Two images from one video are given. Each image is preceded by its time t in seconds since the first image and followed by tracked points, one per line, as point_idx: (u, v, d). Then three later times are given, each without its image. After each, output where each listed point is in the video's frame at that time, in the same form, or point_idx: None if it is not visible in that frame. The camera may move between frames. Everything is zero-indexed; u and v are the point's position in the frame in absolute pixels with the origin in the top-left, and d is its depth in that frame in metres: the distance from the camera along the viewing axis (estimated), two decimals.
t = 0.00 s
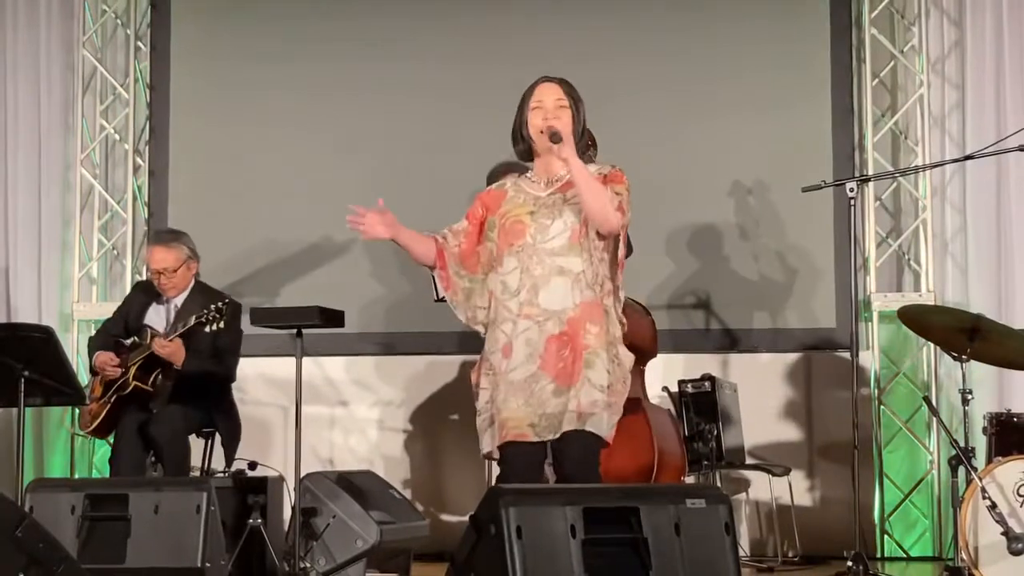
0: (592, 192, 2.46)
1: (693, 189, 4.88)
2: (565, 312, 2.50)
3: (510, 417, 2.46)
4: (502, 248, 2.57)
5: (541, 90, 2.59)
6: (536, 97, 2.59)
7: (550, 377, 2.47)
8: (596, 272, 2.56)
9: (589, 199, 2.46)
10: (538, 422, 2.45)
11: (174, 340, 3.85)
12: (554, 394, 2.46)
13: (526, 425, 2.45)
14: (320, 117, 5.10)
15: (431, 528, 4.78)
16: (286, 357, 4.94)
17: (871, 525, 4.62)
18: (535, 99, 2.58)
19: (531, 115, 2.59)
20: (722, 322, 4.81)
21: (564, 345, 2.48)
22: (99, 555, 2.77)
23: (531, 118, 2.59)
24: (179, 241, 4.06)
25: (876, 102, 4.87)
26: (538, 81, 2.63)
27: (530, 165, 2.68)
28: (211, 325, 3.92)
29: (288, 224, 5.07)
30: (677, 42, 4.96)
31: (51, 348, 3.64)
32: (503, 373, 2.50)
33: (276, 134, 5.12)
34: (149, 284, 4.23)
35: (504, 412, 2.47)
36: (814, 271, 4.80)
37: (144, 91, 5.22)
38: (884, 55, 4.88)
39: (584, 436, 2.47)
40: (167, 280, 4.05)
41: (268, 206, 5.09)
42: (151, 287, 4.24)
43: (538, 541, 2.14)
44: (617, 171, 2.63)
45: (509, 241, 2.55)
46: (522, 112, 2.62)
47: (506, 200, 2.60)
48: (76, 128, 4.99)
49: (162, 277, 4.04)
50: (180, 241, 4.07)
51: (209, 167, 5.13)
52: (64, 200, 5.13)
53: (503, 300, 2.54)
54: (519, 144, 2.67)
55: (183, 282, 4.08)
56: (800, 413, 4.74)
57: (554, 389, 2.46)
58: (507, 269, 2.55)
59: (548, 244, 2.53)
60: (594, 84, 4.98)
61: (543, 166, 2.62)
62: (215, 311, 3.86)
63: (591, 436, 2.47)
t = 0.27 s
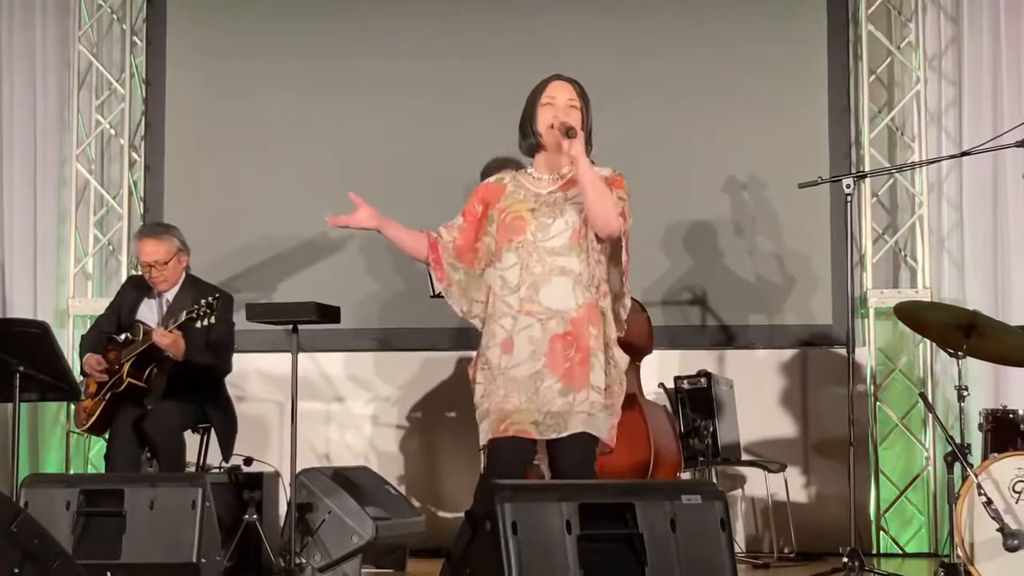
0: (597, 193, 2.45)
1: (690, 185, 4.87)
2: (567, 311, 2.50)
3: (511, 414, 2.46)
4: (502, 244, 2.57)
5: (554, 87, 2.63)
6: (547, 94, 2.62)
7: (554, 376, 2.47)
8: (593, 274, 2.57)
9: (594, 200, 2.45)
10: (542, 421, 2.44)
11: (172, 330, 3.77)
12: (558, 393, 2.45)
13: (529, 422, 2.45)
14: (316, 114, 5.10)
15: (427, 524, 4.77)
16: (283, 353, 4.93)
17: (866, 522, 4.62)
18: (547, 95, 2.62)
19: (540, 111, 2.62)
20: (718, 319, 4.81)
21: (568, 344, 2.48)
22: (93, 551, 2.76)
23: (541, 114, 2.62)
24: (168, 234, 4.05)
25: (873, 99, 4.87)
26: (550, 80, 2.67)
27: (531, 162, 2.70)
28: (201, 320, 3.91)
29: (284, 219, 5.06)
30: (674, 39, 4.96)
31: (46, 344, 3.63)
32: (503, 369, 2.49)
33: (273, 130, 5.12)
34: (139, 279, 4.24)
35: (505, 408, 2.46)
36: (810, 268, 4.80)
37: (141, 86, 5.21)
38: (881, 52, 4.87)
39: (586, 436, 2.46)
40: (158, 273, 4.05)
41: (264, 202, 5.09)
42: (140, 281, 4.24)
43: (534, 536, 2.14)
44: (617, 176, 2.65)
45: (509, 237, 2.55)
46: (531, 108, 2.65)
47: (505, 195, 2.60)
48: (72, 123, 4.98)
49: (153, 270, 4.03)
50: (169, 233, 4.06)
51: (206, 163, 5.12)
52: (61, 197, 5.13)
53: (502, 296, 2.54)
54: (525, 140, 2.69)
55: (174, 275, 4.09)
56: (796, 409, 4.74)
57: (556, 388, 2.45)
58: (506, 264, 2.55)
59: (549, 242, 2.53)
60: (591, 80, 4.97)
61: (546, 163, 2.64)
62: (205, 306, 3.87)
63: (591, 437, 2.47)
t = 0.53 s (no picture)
0: (580, 191, 2.46)
1: (689, 183, 4.87)
2: (544, 307, 2.50)
3: (488, 408, 2.48)
4: (480, 237, 2.58)
5: (539, 81, 2.64)
6: (532, 87, 2.64)
7: (531, 371, 2.48)
8: (574, 270, 2.57)
9: (577, 198, 2.46)
10: (521, 415, 2.47)
11: (173, 328, 3.79)
12: (532, 388, 2.47)
13: (508, 417, 2.48)
14: (315, 112, 5.10)
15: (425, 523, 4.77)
16: (281, 352, 4.93)
17: (865, 520, 4.63)
18: (532, 88, 2.64)
19: (525, 104, 2.63)
20: (717, 317, 4.81)
21: (544, 340, 2.49)
22: (92, 549, 2.77)
23: (525, 107, 2.63)
24: (168, 232, 4.06)
25: (871, 98, 4.87)
26: (533, 73, 2.68)
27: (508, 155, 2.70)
28: (201, 317, 3.90)
29: (282, 218, 5.06)
30: (673, 37, 4.96)
31: (45, 343, 3.63)
32: (480, 363, 2.51)
33: (271, 128, 5.12)
34: (139, 278, 4.24)
35: (483, 402, 2.49)
36: (808, 267, 4.80)
37: (139, 85, 5.20)
38: (879, 51, 4.87)
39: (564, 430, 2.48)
40: (158, 271, 4.04)
41: (262, 201, 5.08)
42: (139, 280, 4.24)
43: (532, 535, 2.14)
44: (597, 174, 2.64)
45: (487, 231, 2.57)
46: (514, 101, 2.66)
47: (483, 188, 2.62)
48: (70, 122, 4.98)
49: (153, 268, 4.03)
50: (169, 232, 4.07)
51: (204, 161, 5.12)
52: (59, 194, 5.12)
53: (480, 290, 2.55)
54: (504, 132, 2.68)
55: (174, 274, 4.09)
56: (795, 408, 4.74)
57: (533, 383, 2.47)
58: (484, 258, 2.56)
59: (527, 237, 2.54)
60: (589, 78, 4.97)
61: (524, 157, 2.64)
62: (203, 301, 3.86)
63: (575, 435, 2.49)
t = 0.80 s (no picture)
0: (560, 205, 2.50)
1: (690, 183, 4.87)
2: (521, 323, 2.51)
3: (466, 428, 2.49)
4: (458, 256, 2.58)
5: (510, 93, 2.65)
6: (504, 100, 2.64)
7: (503, 389, 2.48)
8: (553, 283, 2.57)
9: (558, 213, 2.50)
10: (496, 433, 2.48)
11: (182, 322, 3.80)
12: (509, 405, 2.47)
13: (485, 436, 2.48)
14: (316, 113, 5.10)
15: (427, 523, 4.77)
16: (282, 352, 4.94)
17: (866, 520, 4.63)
18: (504, 101, 2.64)
19: (497, 117, 2.64)
20: (718, 317, 4.81)
21: (521, 356, 2.49)
22: (95, 549, 2.78)
23: (498, 119, 2.64)
24: (177, 233, 4.07)
25: (872, 99, 4.87)
26: (501, 82, 2.68)
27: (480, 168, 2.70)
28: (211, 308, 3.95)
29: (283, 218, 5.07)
30: (673, 37, 4.96)
31: (47, 343, 3.63)
32: (458, 383, 2.52)
33: (272, 129, 5.12)
34: (148, 282, 4.24)
35: (461, 422, 2.49)
36: (809, 267, 4.80)
37: (140, 86, 5.20)
38: (880, 52, 4.88)
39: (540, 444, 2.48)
40: (166, 271, 4.04)
41: (263, 201, 5.09)
42: (148, 284, 4.24)
43: (534, 536, 2.14)
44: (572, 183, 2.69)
45: (466, 249, 2.57)
46: (482, 111, 2.65)
47: (459, 205, 2.62)
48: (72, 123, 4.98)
49: (161, 268, 4.03)
50: (178, 233, 4.07)
51: (205, 162, 5.12)
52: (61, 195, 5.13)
53: (457, 309, 2.55)
54: (471, 142, 2.67)
55: (181, 275, 4.08)
56: (796, 408, 4.74)
57: (507, 401, 2.47)
58: (464, 277, 2.56)
59: (505, 254, 2.55)
60: (590, 79, 4.97)
61: (498, 171, 2.65)
62: (211, 291, 3.86)
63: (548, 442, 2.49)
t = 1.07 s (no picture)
0: (558, 194, 2.51)
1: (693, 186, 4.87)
2: (523, 311, 2.51)
3: (467, 418, 2.48)
4: (456, 244, 2.58)
5: (501, 83, 2.64)
6: (496, 91, 2.64)
7: (506, 378, 2.48)
8: (553, 271, 2.58)
9: (557, 201, 2.51)
10: (493, 423, 2.46)
11: (188, 317, 3.82)
12: (511, 395, 2.47)
13: (480, 426, 2.47)
14: (318, 115, 5.10)
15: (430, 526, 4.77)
16: (286, 355, 4.94)
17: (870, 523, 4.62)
18: (495, 92, 2.64)
19: (489, 108, 2.63)
20: (721, 319, 4.81)
21: (524, 345, 2.49)
22: (98, 553, 2.76)
23: (490, 112, 2.63)
24: (192, 237, 4.09)
25: (876, 101, 4.87)
26: (491, 71, 2.67)
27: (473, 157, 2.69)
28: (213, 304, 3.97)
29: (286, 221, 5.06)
30: (676, 39, 4.96)
31: (50, 346, 3.63)
32: (459, 373, 2.51)
33: (275, 131, 5.12)
34: (161, 285, 4.24)
35: (464, 412, 2.48)
36: (813, 269, 4.80)
37: (143, 89, 5.20)
38: (884, 54, 4.87)
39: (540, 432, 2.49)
40: (178, 273, 4.05)
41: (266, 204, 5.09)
42: (160, 289, 4.24)
43: (538, 538, 2.14)
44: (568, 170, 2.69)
45: (465, 237, 2.56)
46: (475, 104, 2.64)
47: (455, 194, 2.61)
48: (76, 126, 4.98)
49: (173, 271, 4.04)
50: (192, 236, 4.10)
51: (208, 165, 5.12)
52: (64, 197, 5.12)
53: (458, 299, 2.55)
54: (465, 135, 2.67)
55: (193, 279, 4.09)
56: (800, 411, 4.74)
57: (508, 390, 2.48)
58: (462, 266, 2.56)
59: (506, 242, 2.55)
60: (594, 81, 4.96)
61: (492, 160, 2.64)
62: (221, 287, 3.77)
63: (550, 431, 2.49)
